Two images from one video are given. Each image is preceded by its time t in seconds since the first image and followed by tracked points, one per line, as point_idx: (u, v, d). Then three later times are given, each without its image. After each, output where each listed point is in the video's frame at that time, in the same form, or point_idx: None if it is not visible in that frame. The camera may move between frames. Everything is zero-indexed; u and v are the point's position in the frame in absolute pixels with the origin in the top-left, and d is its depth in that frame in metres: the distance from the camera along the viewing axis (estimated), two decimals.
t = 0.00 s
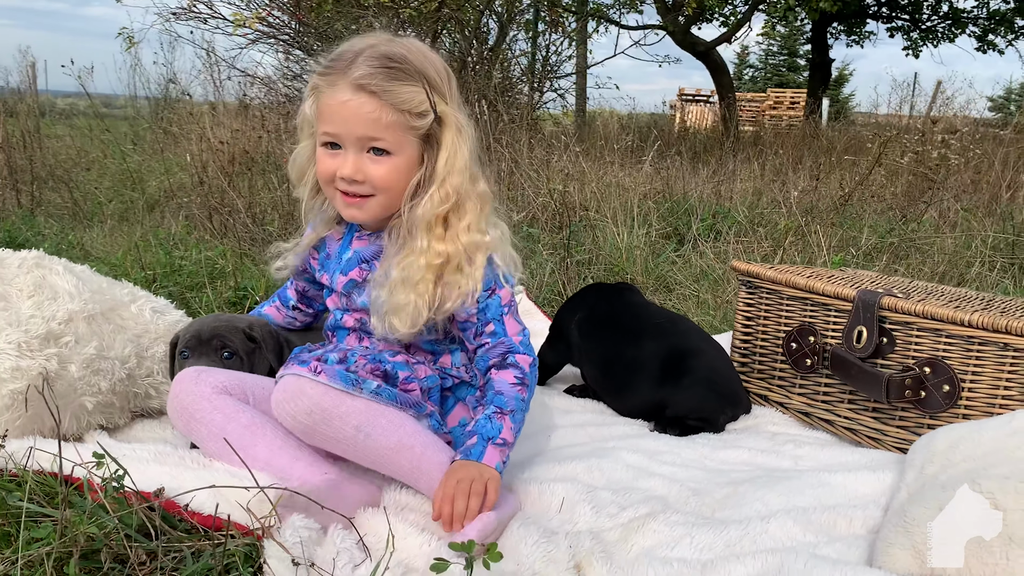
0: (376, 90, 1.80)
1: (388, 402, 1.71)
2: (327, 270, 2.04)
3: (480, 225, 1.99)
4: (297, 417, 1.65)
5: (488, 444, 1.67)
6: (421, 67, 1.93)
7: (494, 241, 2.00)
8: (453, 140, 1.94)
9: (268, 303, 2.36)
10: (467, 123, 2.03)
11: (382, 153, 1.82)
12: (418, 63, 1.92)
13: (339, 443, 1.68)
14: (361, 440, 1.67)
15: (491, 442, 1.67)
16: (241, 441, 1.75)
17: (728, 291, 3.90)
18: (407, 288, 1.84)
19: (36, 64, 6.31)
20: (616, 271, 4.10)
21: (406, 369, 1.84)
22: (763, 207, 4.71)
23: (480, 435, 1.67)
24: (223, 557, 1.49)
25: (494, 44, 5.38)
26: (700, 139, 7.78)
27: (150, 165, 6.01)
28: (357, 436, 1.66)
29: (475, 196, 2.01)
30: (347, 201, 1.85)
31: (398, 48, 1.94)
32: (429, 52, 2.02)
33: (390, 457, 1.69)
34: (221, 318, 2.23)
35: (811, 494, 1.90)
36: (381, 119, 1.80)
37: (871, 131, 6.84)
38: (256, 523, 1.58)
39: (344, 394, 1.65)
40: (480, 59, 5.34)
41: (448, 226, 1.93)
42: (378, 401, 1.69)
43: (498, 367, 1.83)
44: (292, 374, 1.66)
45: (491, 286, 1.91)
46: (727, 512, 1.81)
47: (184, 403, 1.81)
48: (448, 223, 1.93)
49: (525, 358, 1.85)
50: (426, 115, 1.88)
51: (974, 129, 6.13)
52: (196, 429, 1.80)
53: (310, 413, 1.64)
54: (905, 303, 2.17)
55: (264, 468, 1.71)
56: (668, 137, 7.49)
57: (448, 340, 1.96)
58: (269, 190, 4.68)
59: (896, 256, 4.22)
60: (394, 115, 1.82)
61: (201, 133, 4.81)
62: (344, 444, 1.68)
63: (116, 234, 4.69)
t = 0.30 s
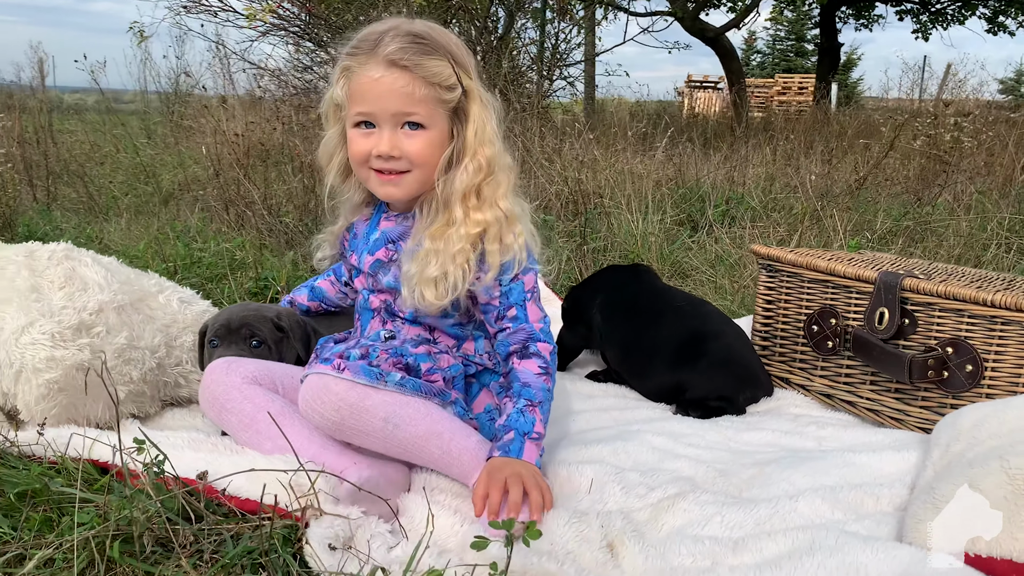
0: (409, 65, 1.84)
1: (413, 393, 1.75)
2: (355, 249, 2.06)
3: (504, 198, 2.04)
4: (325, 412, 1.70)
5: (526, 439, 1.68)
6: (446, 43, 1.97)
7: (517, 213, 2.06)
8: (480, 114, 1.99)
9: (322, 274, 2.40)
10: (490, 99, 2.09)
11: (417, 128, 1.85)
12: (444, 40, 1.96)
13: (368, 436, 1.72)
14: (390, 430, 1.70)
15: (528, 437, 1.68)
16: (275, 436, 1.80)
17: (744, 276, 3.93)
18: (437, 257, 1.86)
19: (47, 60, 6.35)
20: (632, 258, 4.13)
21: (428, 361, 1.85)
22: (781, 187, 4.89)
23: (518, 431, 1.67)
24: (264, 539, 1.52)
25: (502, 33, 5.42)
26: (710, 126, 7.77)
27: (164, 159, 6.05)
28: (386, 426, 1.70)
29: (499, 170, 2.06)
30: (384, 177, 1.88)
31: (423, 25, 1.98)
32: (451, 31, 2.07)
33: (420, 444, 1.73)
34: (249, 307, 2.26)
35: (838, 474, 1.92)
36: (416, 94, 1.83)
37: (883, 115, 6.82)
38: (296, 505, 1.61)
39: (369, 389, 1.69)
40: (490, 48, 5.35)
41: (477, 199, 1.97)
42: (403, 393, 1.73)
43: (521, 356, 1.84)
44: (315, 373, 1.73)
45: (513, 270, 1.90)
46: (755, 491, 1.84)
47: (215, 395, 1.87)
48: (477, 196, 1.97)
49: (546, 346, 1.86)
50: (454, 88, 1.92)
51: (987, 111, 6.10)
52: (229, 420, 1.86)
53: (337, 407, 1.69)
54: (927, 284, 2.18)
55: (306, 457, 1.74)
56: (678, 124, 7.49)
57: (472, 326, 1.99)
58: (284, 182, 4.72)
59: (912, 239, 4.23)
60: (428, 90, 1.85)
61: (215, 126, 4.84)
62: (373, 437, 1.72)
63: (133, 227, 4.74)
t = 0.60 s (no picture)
0: (427, 47, 1.86)
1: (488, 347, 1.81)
2: (402, 220, 2.12)
3: (543, 170, 2.05)
4: (403, 353, 1.75)
5: (593, 417, 1.74)
6: (471, 21, 1.97)
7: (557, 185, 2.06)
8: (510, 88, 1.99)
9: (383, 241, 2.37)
10: (522, 72, 2.08)
11: (439, 107, 1.89)
12: (469, 18, 1.97)
13: (440, 382, 1.75)
14: (461, 378, 1.73)
15: (596, 415, 1.74)
16: (344, 392, 1.82)
17: (769, 259, 3.98)
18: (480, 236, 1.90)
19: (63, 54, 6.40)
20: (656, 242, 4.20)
21: (496, 321, 1.96)
22: (803, 173, 4.80)
23: (587, 408, 1.73)
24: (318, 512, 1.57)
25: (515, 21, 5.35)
26: (725, 112, 7.78)
27: (185, 150, 6.13)
28: (459, 374, 1.73)
29: (537, 142, 2.07)
30: (413, 157, 1.95)
31: (447, 6, 1.99)
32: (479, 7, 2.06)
33: (488, 400, 1.74)
34: (290, 290, 2.30)
35: (879, 449, 1.97)
36: (433, 73, 1.87)
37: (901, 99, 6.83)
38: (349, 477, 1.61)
39: (447, 334, 1.75)
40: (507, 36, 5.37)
41: (513, 175, 1.99)
42: (480, 345, 1.78)
43: (572, 334, 1.89)
44: (397, 315, 1.78)
45: (561, 249, 1.95)
46: (797, 465, 1.90)
47: (286, 363, 1.89)
48: (513, 172, 1.99)
49: (592, 324, 1.91)
50: (477, 65, 1.93)
51: (1006, 94, 6.10)
52: (300, 388, 1.88)
53: (417, 347, 1.74)
54: (963, 261, 2.20)
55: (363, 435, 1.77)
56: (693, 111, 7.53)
57: (516, 304, 2.01)
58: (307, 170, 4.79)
59: (934, 221, 4.27)
60: (446, 70, 1.88)
61: (238, 117, 4.90)
62: (445, 385, 1.75)
63: (159, 216, 4.82)
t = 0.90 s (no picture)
0: (432, 36, 1.94)
1: (507, 353, 1.84)
2: (437, 209, 2.18)
3: (544, 154, 2.01)
4: (423, 369, 1.80)
5: (629, 414, 1.72)
6: (483, 8, 1.99)
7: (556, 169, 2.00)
8: (512, 73, 1.97)
9: (421, 238, 2.51)
10: (536, 56, 2.03)
11: (444, 92, 1.96)
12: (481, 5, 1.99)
13: (463, 394, 1.80)
14: (483, 387, 1.79)
15: (631, 411, 1.72)
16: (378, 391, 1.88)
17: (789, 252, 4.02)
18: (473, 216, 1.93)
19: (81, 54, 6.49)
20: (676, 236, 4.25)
21: (517, 325, 1.95)
22: (821, 164, 4.99)
23: (620, 406, 1.71)
24: (358, 494, 1.57)
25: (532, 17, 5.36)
26: (739, 107, 7.78)
27: (203, 149, 6.21)
28: (479, 385, 1.78)
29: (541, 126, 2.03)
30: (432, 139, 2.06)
31: None
32: None
33: (510, 404, 1.80)
34: (320, 286, 2.32)
35: (910, 434, 1.98)
36: (436, 59, 1.94)
37: (917, 93, 6.83)
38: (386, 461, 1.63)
39: (466, 346, 1.80)
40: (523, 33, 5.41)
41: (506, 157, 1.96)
42: (499, 352, 1.82)
43: (599, 325, 1.85)
44: (412, 330, 1.84)
45: (589, 238, 1.91)
46: (829, 450, 1.93)
47: (323, 354, 1.94)
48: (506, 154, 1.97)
49: (619, 313, 1.87)
50: (479, 52, 1.94)
51: None
52: (336, 378, 1.93)
53: (435, 362, 1.78)
54: (991, 249, 2.21)
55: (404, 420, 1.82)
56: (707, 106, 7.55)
57: (545, 294, 2.00)
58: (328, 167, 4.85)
59: (955, 212, 4.29)
60: (445, 57, 1.94)
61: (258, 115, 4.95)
62: (467, 393, 1.80)
63: (180, 213, 4.90)
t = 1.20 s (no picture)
0: (444, 55, 1.97)
1: (519, 374, 1.86)
2: (448, 222, 2.23)
3: (557, 166, 2.05)
4: (436, 393, 1.81)
5: (638, 426, 1.75)
6: (489, 27, 2.02)
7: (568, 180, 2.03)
8: (523, 87, 1.99)
9: (431, 255, 2.54)
10: (546, 70, 2.06)
11: (457, 110, 1.99)
12: (489, 23, 2.03)
13: (476, 418, 1.82)
14: (495, 410, 1.81)
15: (639, 423, 1.75)
16: (393, 416, 1.91)
17: (800, 260, 4.04)
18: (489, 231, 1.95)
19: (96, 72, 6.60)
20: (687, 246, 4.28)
21: (528, 344, 1.96)
22: (830, 172, 5.02)
23: (630, 418, 1.74)
24: (379, 510, 1.60)
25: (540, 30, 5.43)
26: (748, 114, 7.79)
27: (216, 164, 6.31)
28: (492, 408, 1.81)
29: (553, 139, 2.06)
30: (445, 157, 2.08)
31: (473, 12, 2.07)
32: (510, 9, 2.10)
33: (523, 426, 1.82)
34: (334, 307, 2.37)
35: (924, 445, 1.99)
36: (448, 78, 1.97)
37: (926, 98, 6.84)
38: (406, 477, 1.65)
39: (478, 371, 1.81)
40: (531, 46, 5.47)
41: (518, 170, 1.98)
42: (510, 374, 1.84)
43: (609, 340, 1.88)
44: (424, 353, 1.85)
45: (600, 252, 1.94)
46: (843, 462, 1.94)
47: (338, 381, 1.97)
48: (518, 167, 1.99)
49: (629, 328, 1.90)
50: (490, 69, 1.97)
51: None
52: (352, 403, 1.95)
53: (447, 386, 1.79)
54: (1001, 259, 2.22)
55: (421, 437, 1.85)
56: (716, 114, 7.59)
57: (556, 307, 2.04)
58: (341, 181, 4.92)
59: (967, 219, 4.30)
60: (457, 76, 1.96)
61: (271, 131, 5.03)
62: (479, 416, 1.82)
63: (196, 227, 4.98)
